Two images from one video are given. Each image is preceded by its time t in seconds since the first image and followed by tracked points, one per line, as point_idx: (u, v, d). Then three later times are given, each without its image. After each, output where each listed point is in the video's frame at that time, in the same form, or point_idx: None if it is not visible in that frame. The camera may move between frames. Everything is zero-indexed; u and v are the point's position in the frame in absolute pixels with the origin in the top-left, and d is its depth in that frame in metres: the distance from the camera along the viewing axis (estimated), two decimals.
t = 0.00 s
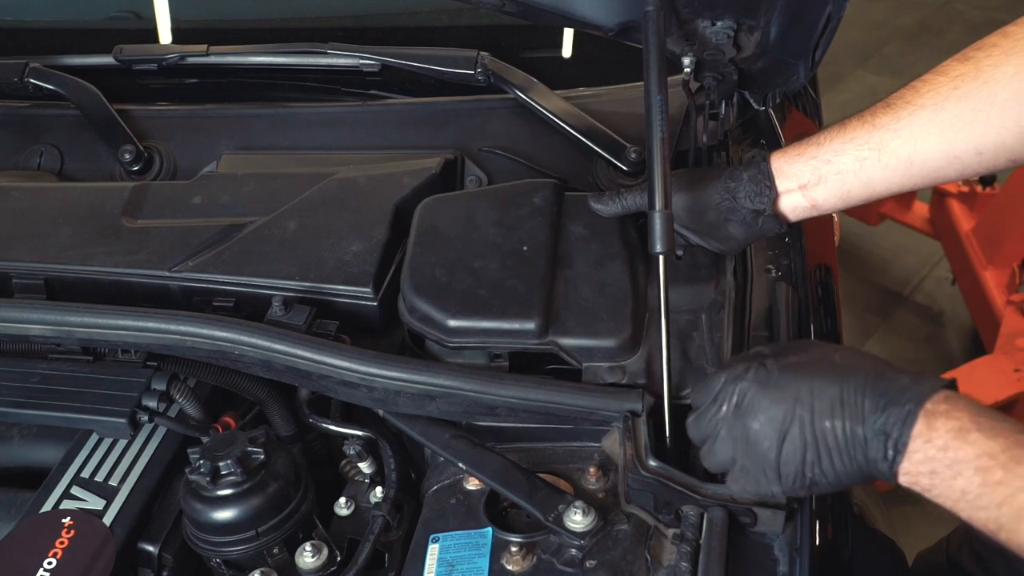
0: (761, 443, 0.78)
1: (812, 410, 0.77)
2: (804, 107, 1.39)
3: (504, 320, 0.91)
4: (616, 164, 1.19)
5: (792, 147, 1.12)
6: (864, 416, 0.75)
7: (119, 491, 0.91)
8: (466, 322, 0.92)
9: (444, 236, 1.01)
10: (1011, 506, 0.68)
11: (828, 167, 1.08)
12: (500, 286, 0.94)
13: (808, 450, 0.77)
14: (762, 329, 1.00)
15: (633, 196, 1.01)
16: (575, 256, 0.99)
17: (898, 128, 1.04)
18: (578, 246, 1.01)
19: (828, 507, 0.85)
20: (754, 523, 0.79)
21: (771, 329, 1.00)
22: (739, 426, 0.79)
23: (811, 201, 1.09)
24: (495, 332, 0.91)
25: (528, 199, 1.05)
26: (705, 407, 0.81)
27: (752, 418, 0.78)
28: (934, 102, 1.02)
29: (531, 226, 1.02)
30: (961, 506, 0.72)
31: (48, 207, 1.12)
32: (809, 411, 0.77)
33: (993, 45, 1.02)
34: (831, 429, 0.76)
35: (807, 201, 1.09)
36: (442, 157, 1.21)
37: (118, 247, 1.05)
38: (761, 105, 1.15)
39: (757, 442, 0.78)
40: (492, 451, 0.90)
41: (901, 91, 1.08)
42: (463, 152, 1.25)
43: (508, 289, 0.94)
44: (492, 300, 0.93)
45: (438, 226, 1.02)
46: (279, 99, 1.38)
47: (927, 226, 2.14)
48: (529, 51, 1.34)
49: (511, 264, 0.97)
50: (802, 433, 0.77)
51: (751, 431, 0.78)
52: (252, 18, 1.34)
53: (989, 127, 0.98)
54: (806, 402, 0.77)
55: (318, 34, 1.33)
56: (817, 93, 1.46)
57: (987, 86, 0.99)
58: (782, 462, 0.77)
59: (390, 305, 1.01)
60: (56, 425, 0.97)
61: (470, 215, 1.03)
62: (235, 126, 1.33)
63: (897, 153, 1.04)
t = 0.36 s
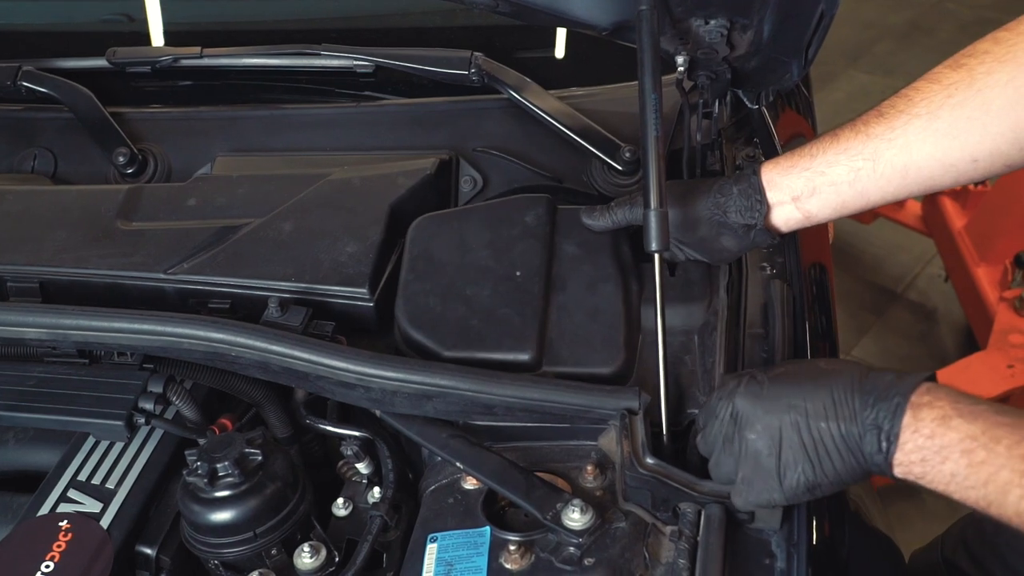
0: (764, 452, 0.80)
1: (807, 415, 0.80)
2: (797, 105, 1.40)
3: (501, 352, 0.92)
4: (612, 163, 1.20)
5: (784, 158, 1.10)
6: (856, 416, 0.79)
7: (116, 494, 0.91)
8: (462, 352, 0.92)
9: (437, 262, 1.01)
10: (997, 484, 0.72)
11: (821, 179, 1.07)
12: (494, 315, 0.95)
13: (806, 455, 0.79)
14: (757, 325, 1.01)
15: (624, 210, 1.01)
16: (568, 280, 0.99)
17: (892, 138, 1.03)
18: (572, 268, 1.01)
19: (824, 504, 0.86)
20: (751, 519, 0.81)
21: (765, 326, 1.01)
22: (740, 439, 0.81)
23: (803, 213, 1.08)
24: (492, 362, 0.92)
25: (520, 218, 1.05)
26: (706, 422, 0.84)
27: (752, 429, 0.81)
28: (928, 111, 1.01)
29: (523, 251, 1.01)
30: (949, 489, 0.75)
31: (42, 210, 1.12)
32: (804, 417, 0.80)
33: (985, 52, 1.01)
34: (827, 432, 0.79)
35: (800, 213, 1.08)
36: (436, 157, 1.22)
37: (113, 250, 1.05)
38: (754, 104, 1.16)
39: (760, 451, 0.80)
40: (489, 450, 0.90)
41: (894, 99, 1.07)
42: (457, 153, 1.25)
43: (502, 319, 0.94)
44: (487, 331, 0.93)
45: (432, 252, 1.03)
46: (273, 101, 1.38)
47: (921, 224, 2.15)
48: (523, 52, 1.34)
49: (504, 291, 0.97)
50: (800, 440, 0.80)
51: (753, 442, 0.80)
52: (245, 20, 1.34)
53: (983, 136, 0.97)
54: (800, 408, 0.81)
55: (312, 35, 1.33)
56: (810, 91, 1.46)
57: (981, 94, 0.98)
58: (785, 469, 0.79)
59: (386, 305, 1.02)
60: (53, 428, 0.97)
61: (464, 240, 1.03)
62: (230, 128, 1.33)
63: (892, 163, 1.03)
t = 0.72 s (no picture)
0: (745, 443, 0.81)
1: (791, 412, 0.82)
2: (788, 101, 1.40)
3: (495, 351, 0.92)
4: (604, 160, 1.20)
5: (761, 140, 1.11)
6: (838, 420, 0.81)
7: (110, 497, 0.91)
8: (455, 353, 0.92)
9: (428, 264, 1.01)
10: (969, 480, 0.74)
11: (798, 161, 1.07)
12: (487, 316, 0.95)
13: (785, 451, 0.81)
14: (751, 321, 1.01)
15: (603, 211, 1.01)
16: (560, 281, 0.99)
17: (868, 119, 1.03)
18: (564, 267, 1.01)
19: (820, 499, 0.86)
20: (746, 514, 0.81)
21: (759, 322, 1.01)
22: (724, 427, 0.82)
23: (784, 197, 1.09)
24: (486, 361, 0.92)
25: (510, 220, 1.05)
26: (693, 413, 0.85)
27: (737, 419, 0.82)
28: (904, 91, 1.01)
29: (516, 252, 1.01)
30: (924, 490, 0.76)
31: (33, 212, 1.11)
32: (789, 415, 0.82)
33: (961, 30, 1.00)
34: (809, 432, 0.81)
35: (778, 195, 1.09)
36: (428, 155, 1.22)
37: (105, 252, 1.05)
38: (746, 101, 1.16)
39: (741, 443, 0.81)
40: (485, 447, 0.90)
41: (870, 79, 1.07)
42: (450, 151, 1.25)
43: (495, 320, 0.94)
44: (481, 331, 0.93)
45: (423, 254, 1.02)
46: (264, 101, 1.37)
47: (912, 219, 2.15)
48: (514, 50, 1.34)
49: (498, 290, 0.97)
50: (782, 438, 0.81)
51: (736, 431, 0.82)
52: (236, 20, 1.34)
53: (959, 116, 0.97)
54: (787, 406, 0.82)
55: (303, 35, 1.33)
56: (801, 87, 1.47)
57: (956, 74, 0.97)
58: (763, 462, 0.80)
59: (380, 305, 1.01)
60: (46, 431, 0.96)
61: (454, 242, 1.03)
62: (221, 129, 1.32)
63: (868, 144, 1.03)
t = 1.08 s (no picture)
0: (725, 448, 0.81)
1: (769, 414, 0.81)
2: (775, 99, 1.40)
3: (485, 353, 0.91)
4: (592, 159, 1.20)
5: (744, 121, 1.12)
6: (818, 418, 0.80)
7: (99, 503, 0.90)
8: (445, 357, 0.92)
9: (417, 267, 1.01)
10: (952, 477, 0.73)
11: (781, 143, 1.09)
12: (477, 317, 0.95)
13: (764, 454, 0.80)
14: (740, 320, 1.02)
15: (589, 212, 1.01)
16: (550, 282, 0.99)
17: (850, 103, 1.04)
18: (553, 266, 1.01)
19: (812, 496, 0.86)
20: (739, 512, 0.81)
21: (748, 320, 1.01)
22: (702, 432, 0.81)
23: (765, 174, 1.11)
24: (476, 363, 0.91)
25: (495, 223, 1.05)
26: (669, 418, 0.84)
27: (716, 424, 0.81)
28: (886, 77, 1.02)
29: (505, 253, 1.01)
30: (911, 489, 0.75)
31: (18, 217, 1.10)
32: (767, 419, 0.81)
33: (942, 16, 1.01)
34: (789, 434, 0.80)
35: (761, 173, 1.12)
36: (415, 156, 1.22)
37: (90, 256, 1.04)
38: (733, 99, 1.16)
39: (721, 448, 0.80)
40: (476, 449, 0.90)
41: (853, 62, 1.08)
42: (438, 151, 1.25)
43: (484, 322, 0.94)
44: (472, 333, 0.93)
45: (408, 258, 1.02)
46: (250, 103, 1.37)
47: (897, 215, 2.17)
48: (501, 50, 1.34)
49: (488, 292, 0.97)
50: (763, 440, 0.81)
51: (716, 436, 0.81)
52: (221, 22, 1.33)
53: (938, 101, 0.99)
54: (766, 408, 0.81)
55: (289, 36, 1.32)
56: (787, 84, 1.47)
57: (937, 61, 0.99)
58: (744, 467, 0.80)
59: (369, 307, 1.01)
60: (33, 438, 0.95)
61: (440, 245, 1.03)
62: (207, 131, 1.32)
63: (849, 128, 1.05)
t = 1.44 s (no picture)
0: (744, 383, 0.88)
1: (797, 378, 0.87)
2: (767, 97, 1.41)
3: (482, 354, 0.91)
4: (586, 160, 1.20)
5: (829, 117, 1.18)
6: (839, 402, 0.85)
7: (95, 510, 0.90)
8: (445, 357, 0.91)
9: (414, 268, 1.00)
10: (939, 461, 0.76)
11: (869, 142, 1.15)
12: (477, 317, 0.94)
13: (774, 409, 0.86)
14: (736, 318, 1.02)
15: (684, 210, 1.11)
16: (547, 282, 0.99)
17: (938, 103, 1.10)
18: (549, 267, 1.01)
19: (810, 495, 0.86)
20: (738, 511, 0.80)
21: (744, 319, 1.02)
22: (731, 360, 0.88)
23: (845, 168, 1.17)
24: (474, 365, 0.91)
25: (496, 223, 1.05)
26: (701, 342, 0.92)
27: (746, 361, 0.88)
28: (975, 77, 1.07)
29: (500, 254, 1.01)
30: (897, 479, 0.78)
31: (10, 223, 1.09)
32: (792, 381, 0.87)
33: None
34: (806, 403, 0.85)
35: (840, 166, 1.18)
36: (409, 157, 1.21)
37: (83, 262, 1.03)
38: (726, 98, 1.16)
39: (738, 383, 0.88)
40: (474, 451, 0.90)
41: (940, 59, 1.12)
42: (432, 153, 1.25)
43: (485, 322, 0.94)
44: (469, 334, 0.93)
45: (408, 257, 1.02)
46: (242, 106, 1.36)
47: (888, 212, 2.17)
48: (493, 51, 1.34)
49: (484, 293, 0.96)
50: (778, 399, 0.87)
51: (740, 371, 0.88)
52: (212, 24, 1.32)
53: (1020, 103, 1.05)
54: (795, 372, 0.88)
55: (282, 39, 1.32)
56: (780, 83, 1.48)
57: None
58: (749, 407, 0.87)
59: (365, 310, 1.01)
60: (27, 445, 0.94)
61: (440, 244, 1.03)
62: (200, 134, 1.31)
63: (936, 127, 1.11)
